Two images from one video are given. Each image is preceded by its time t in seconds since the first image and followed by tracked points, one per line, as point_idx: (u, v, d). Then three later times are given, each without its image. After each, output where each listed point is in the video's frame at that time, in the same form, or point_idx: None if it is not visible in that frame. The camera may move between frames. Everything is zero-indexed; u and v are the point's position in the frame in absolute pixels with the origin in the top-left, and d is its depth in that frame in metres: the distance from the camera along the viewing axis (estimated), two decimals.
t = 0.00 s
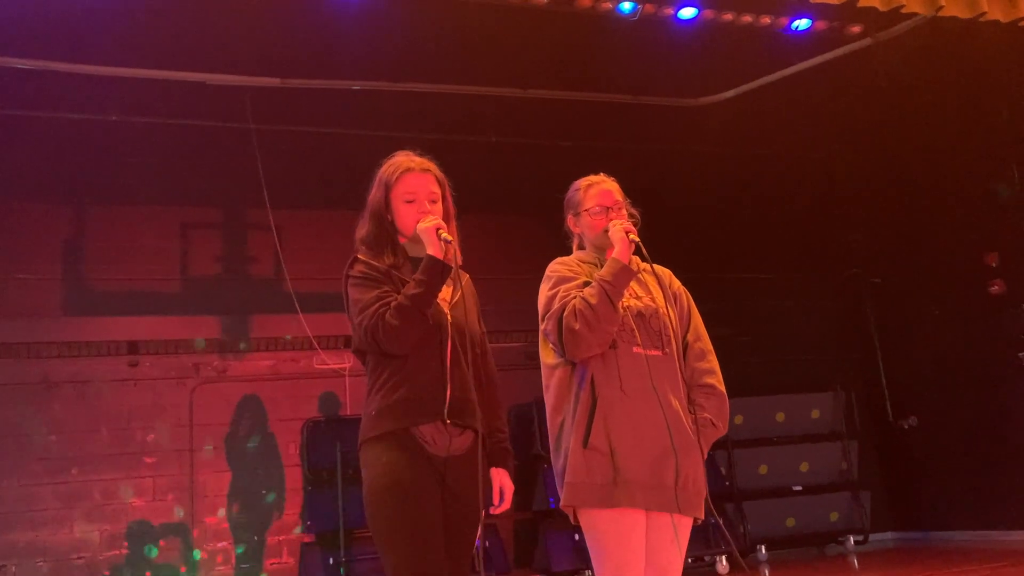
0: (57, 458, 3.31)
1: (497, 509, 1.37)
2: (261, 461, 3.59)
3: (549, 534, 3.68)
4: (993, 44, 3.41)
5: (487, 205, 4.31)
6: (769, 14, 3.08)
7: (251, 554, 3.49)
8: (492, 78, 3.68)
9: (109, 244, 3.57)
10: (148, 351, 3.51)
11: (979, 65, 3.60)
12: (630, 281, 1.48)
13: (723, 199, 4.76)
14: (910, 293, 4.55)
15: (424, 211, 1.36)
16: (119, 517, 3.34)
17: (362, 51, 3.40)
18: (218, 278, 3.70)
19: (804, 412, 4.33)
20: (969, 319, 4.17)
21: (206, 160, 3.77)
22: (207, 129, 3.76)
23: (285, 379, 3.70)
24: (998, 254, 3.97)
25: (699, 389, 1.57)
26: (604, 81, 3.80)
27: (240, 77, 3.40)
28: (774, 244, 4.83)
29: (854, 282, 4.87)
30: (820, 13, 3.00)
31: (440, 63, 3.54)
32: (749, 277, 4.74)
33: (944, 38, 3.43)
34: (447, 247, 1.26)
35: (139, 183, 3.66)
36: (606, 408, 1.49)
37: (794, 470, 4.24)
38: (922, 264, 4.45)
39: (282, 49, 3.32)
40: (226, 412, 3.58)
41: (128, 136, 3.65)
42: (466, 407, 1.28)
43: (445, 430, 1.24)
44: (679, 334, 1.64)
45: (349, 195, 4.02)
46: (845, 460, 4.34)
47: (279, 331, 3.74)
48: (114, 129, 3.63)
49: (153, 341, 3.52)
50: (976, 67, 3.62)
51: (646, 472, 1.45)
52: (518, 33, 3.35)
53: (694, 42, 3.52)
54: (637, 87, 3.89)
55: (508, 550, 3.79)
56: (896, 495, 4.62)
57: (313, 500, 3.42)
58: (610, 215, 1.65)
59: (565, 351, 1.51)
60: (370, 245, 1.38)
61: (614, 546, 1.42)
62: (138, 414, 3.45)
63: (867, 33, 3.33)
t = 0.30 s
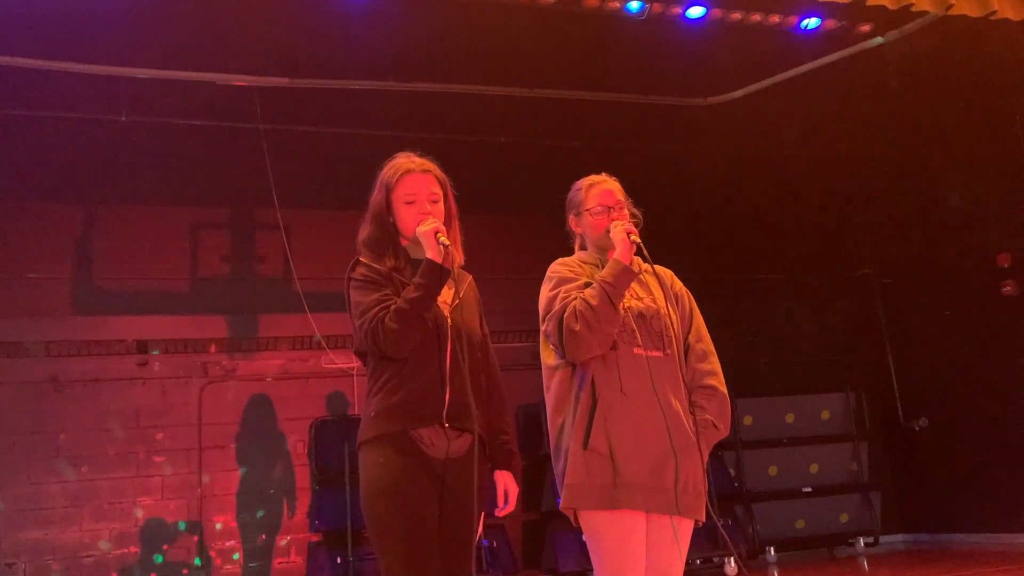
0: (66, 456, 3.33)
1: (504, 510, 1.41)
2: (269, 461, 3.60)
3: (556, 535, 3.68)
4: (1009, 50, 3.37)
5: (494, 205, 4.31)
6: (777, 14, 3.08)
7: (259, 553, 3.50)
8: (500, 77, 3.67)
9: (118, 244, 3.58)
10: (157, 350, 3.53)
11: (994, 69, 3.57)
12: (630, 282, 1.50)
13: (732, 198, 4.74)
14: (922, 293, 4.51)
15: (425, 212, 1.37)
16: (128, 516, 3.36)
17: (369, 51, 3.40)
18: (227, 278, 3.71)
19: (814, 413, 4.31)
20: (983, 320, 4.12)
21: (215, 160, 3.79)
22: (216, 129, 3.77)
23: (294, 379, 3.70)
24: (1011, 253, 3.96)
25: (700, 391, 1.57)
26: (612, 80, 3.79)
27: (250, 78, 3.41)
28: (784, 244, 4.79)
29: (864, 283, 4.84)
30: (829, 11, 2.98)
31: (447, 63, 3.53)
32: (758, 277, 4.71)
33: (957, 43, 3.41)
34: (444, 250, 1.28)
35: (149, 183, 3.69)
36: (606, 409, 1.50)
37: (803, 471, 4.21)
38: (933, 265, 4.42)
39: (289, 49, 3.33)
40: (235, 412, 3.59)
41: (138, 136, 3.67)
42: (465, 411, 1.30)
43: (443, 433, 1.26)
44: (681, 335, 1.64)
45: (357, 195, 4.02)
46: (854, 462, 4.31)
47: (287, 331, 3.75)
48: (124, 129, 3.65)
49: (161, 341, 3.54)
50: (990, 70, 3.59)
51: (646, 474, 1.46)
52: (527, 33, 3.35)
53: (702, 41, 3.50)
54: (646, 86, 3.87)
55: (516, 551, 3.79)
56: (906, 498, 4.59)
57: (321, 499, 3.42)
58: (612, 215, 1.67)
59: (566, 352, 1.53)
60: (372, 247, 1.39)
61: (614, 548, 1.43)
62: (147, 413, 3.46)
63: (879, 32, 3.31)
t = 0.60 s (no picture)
0: (74, 449, 3.35)
1: (495, 507, 1.41)
2: (275, 456, 3.61)
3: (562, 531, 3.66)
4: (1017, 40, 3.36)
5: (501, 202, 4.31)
6: (786, 9, 3.01)
7: (266, 547, 3.51)
8: (508, 73, 3.66)
9: (126, 239, 3.60)
10: (164, 345, 3.54)
11: (1000, 63, 3.56)
12: (630, 276, 1.51)
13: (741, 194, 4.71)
14: (932, 290, 4.47)
15: (421, 202, 1.38)
16: (135, 509, 3.37)
17: (375, 46, 3.39)
18: (234, 273, 3.72)
19: (821, 411, 4.29)
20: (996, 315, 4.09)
21: (221, 155, 3.79)
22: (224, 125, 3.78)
23: (301, 374, 3.71)
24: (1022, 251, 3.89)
25: (701, 385, 1.58)
26: (620, 75, 3.77)
27: (256, 73, 3.41)
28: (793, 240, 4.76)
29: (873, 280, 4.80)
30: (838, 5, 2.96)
31: (453, 58, 3.52)
32: (766, 273, 4.68)
33: (965, 32, 3.40)
34: (440, 243, 1.28)
35: (156, 178, 3.70)
36: (607, 403, 1.50)
37: (811, 468, 4.19)
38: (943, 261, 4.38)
39: (295, 44, 3.32)
40: (241, 407, 3.60)
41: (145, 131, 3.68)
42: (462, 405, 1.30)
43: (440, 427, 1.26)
44: (682, 329, 1.65)
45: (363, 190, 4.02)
46: (863, 460, 4.28)
47: (295, 326, 3.75)
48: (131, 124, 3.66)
49: (168, 336, 3.55)
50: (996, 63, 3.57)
51: (646, 470, 1.46)
52: (533, 27, 3.33)
53: (711, 37, 3.47)
54: (654, 81, 3.85)
55: (521, 547, 3.78)
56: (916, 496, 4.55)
57: (327, 494, 3.45)
58: (612, 208, 1.67)
59: (565, 347, 1.53)
60: (367, 240, 1.40)
61: (613, 544, 1.43)
62: (154, 408, 3.47)
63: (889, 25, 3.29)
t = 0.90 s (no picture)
0: (80, 442, 3.36)
1: (497, 496, 1.40)
2: (279, 449, 3.61)
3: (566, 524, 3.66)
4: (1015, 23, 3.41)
5: (507, 190, 4.19)
6: (790, 1, 3.00)
7: (269, 540, 3.51)
8: (512, 66, 3.64)
9: (130, 233, 3.60)
10: (169, 339, 3.55)
11: (1002, 52, 3.57)
12: (628, 266, 1.51)
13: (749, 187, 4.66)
14: (938, 285, 4.42)
15: (417, 190, 1.39)
16: (140, 502, 3.38)
17: (379, 39, 3.38)
18: (238, 266, 3.72)
19: (826, 405, 4.27)
20: (1002, 309, 4.05)
21: (225, 148, 3.78)
22: (228, 119, 3.78)
23: (305, 368, 3.71)
24: None
25: (701, 377, 1.57)
26: (625, 68, 3.75)
27: (262, 67, 3.41)
28: (799, 233, 4.72)
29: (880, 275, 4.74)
30: None
31: (457, 51, 3.51)
32: (772, 267, 4.65)
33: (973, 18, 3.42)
34: (436, 232, 1.28)
35: (159, 171, 3.69)
36: (605, 395, 1.49)
37: (816, 463, 4.17)
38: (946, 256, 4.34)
39: (298, 36, 3.31)
40: (245, 400, 3.60)
41: (149, 125, 3.68)
42: (457, 395, 1.30)
43: (434, 418, 1.26)
44: (682, 320, 1.64)
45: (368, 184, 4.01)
46: (868, 455, 4.26)
47: (299, 320, 3.75)
48: (135, 117, 3.66)
49: (173, 330, 3.56)
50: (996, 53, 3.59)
51: (644, 463, 1.45)
52: (537, 20, 3.31)
53: (715, 30, 3.45)
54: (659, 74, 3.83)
55: (526, 541, 3.78)
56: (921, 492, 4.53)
57: (332, 488, 3.41)
58: (612, 198, 1.67)
59: (564, 338, 1.52)
60: (362, 228, 1.41)
61: (611, 536, 1.43)
62: (159, 402, 3.48)
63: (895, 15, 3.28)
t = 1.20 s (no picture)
0: (85, 437, 3.37)
1: (494, 491, 1.41)
2: (283, 445, 3.62)
3: (570, 520, 3.65)
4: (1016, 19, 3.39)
5: (511, 186, 4.19)
6: None
7: (273, 536, 3.52)
8: (516, 62, 3.63)
9: (135, 228, 3.60)
10: (174, 334, 3.55)
11: (1004, 49, 3.54)
12: (632, 260, 1.50)
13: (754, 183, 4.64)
14: (944, 282, 4.38)
15: (416, 184, 1.39)
16: (145, 497, 3.39)
17: (382, 34, 3.37)
18: (243, 262, 3.72)
19: (832, 402, 4.25)
20: (1009, 304, 3.98)
21: (230, 143, 3.77)
22: (232, 114, 3.77)
23: (310, 363, 3.71)
24: None
25: (704, 372, 1.57)
26: (629, 63, 3.73)
27: (267, 62, 3.43)
28: (805, 229, 4.70)
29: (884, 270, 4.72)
30: None
31: (460, 46, 3.50)
32: (777, 263, 4.63)
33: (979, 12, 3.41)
34: (438, 224, 1.27)
35: (163, 166, 3.68)
36: (608, 390, 1.48)
37: (821, 460, 4.16)
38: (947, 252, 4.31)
39: (300, 32, 3.31)
40: (250, 395, 3.60)
41: (154, 120, 3.68)
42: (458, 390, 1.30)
43: (435, 414, 1.26)
44: (686, 316, 1.63)
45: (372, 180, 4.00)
46: (873, 451, 4.24)
47: (303, 315, 3.75)
48: (140, 113, 3.66)
49: (178, 325, 3.56)
50: (996, 49, 3.57)
51: (647, 459, 1.44)
52: (541, 17, 3.30)
53: (719, 25, 3.43)
54: (664, 69, 3.81)
55: (530, 537, 3.79)
56: (927, 488, 4.52)
57: (336, 483, 3.42)
58: (615, 193, 1.66)
59: (567, 333, 1.52)
60: (362, 221, 1.40)
61: (613, 532, 1.42)
62: (164, 397, 3.49)
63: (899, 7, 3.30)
